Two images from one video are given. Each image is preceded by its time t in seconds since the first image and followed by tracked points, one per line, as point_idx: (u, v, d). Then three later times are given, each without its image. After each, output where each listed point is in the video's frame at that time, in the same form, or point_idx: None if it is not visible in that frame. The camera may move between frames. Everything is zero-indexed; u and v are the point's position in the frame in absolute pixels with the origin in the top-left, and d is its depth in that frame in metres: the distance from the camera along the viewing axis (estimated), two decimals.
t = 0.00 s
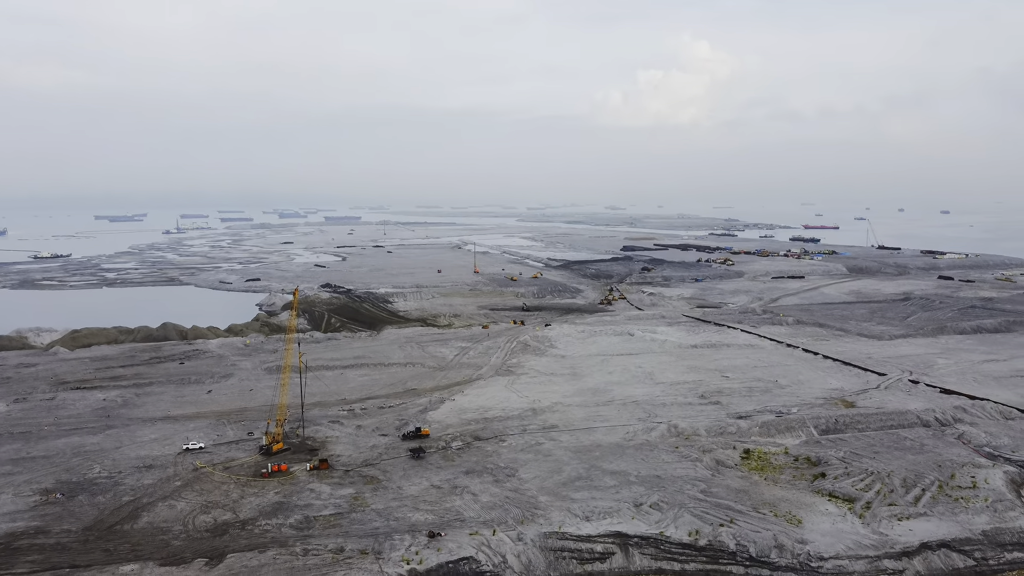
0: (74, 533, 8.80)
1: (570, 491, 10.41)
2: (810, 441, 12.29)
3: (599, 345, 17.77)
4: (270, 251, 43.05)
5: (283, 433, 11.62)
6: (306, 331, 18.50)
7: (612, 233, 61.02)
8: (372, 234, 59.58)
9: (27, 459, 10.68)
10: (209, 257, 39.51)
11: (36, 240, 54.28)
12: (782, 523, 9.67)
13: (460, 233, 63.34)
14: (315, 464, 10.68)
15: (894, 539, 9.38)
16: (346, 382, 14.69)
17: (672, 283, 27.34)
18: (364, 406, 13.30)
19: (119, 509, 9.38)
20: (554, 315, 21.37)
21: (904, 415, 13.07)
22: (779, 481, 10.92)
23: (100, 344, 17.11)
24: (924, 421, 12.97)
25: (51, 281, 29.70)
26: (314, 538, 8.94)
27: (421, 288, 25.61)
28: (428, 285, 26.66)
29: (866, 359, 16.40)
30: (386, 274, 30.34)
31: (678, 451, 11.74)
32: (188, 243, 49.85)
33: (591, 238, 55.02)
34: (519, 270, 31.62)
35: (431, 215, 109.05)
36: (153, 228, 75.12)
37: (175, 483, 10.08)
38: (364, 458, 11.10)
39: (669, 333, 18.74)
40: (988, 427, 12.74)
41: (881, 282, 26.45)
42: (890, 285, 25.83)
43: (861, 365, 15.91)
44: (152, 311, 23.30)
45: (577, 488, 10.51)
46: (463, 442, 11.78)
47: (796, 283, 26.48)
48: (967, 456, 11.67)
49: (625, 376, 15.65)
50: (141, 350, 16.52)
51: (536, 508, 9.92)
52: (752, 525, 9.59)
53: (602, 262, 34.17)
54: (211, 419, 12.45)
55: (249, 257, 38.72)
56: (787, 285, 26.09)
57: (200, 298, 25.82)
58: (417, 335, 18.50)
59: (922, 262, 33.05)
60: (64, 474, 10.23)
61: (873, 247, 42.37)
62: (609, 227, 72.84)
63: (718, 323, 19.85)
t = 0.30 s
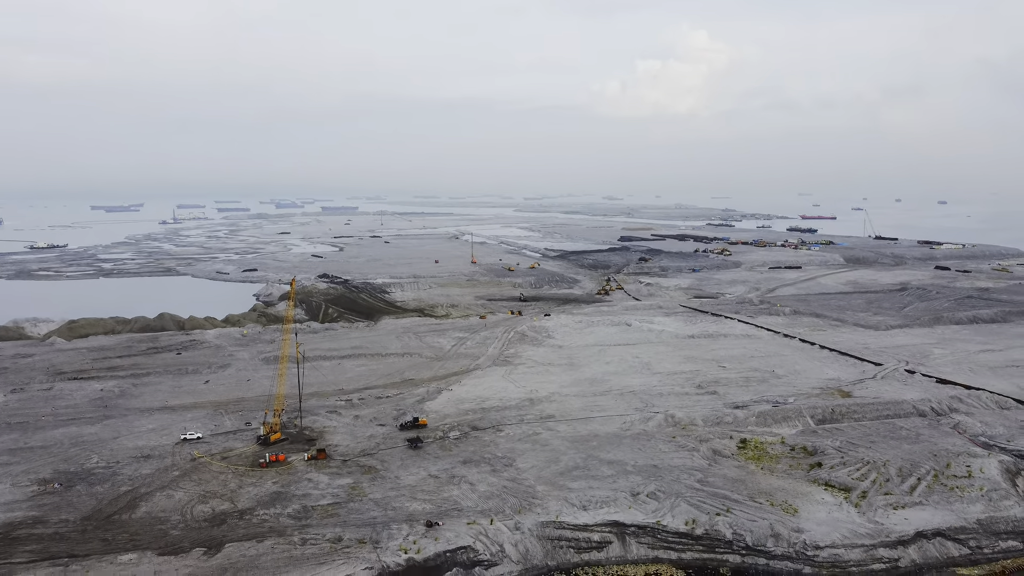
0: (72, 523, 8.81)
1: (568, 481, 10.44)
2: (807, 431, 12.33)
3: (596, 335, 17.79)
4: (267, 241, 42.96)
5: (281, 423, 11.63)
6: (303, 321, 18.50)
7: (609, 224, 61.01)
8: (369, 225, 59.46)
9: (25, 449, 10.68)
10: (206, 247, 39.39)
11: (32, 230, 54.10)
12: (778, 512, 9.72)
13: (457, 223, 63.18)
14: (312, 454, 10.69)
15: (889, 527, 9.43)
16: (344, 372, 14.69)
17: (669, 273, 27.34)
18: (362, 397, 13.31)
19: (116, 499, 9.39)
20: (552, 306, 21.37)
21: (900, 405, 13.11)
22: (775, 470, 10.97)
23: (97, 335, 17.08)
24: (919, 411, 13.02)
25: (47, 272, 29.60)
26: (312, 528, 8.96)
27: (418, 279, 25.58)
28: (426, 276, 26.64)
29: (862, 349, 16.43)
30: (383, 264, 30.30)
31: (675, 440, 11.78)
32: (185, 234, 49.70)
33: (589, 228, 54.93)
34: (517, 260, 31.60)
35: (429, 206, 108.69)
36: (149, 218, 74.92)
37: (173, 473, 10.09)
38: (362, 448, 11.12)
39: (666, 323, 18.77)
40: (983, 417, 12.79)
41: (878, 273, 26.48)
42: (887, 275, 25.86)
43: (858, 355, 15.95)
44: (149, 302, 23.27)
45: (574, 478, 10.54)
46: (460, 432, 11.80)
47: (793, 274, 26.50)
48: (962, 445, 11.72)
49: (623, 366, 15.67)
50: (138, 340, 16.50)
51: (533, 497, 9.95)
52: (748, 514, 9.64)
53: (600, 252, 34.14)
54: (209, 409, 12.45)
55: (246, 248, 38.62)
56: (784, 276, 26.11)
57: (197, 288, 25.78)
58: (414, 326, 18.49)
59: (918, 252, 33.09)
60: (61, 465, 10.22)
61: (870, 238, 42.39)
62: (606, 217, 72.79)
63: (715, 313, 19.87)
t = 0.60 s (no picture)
0: (70, 514, 8.82)
1: (565, 472, 10.47)
2: (803, 422, 12.37)
3: (593, 326, 17.81)
4: (264, 232, 42.85)
5: (279, 415, 11.63)
6: (300, 313, 18.48)
7: (607, 215, 60.95)
8: (366, 216, 59.30)
9: (22, 440, 10.67)
10: (203, 238, 39.30)
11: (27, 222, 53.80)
12: (774, 502, 9.76)
13: (454, 214, 63.01)
14: (310, 445, 10.71)
15: (885, 518, 9.48)
16: (341, 364, 14.69)
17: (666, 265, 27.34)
18: (359, 388, 13.31)
19: (114, 490, 9.39)
20: (549, 297, 21.38)
21: (896, 396, 13.16)
22: (771, 461, 11.01)
23: (94, 326, 17.06)
24: (915, 402, 13.05)
25: (44, 263, 29.49)
26: (310, 518, 8.99)
27: (415, 270, 25.54)
28: (423, 267, 26.62)
29: (859, 340, 16.47)
30: (380, 256, 30.26)
31: (672, 431, 11.81)
32: (182, 225, 49.52)
33: (586, 220, 54.83)
34: (514, 251, 31.56)
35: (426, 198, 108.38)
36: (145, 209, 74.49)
37: (170, 464, 10.09)
38: (360, 439, 11.13)
39: (663, 315, 18.79)
40: (979, 408, 12.84)
41: (875, 264, 26.50)
42: (884, 266, 25.88)
43: (854, 346, 15.98)
44: (146, 294, 23.23)
45: (571, 468, 10.56)
46: (458, 424, 11.82)
47: (790, 265, 26.52)
48: (958, 436, 11.78)
49: (620, 357, 15.70)
50: (135, 332, 16.48)
51: (531, 488, 9.97)
52: (745, 505, 9.68)
53: (597, 243, 34.10)
54: (206, 400, 12.45)
55: (242, 239, 38.50)
56: (781, 267, 26.12)
57: (194, 280, 25.73)
58: (412, 317, 18.48)
59: (915, 243, 33.11)
60: (59, 456, 10.23)
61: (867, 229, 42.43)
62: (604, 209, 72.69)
63: (712, 304, 19.90)
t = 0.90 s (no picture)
0: (67, 510, 8.82)
1: (562, 467, 10.49)
2: (800, 417, 12.40)
3: (590, 321, 17.83)
4: (261, 228, 42.78)
5: (276, 410, 11.63)
6: (298, 308, 18.47)
7: (604, 210, 60.90)
8: (363, 212, 59.16)
9: (19, 436, 10.66)
10: (199, 234, 39.25)
11: (23, 217, 53.56)
12: (771, 497, 9.79)
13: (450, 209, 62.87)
14: (307, 441, 10.71)
15: (881, 512, 9.51)
16: (339, 359, 14.69)
17: (663, 260, 27.35)
18: (356, 383, 13.31)
19: (111, 486, 9.39)
20: (546, 292, 21.38)
21: (893, 391, 13.19)
22: (768, 456, 11.04)
23: (91, 322, 17.03)
24: (912, 397, 13.09)
25: (40, 259, 29.40)
26: (307, 514, 8.99)
27: (412, 266, 25.52)
28: (420, 262, 26.60)
29: (856, 336, 16.51)
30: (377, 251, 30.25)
31: (669, 426, 11.83)
32: (178, 221, 49.40)
33: (583, 215, 54.80)
34: (511, 247, 31.54)
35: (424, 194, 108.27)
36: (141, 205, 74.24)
37: (168, 460, 10.09)
38: (357, 434, 11.14)
39: (660, 310, 18.80)
40: (975, 403, 12.88)
41: (872, 260, 26.54)
42: (880, 262, 25.92)
43: (851, 342, 16.01)
44: (143, 289, 23.19)
45: (569, 464, 10.59)
46: (455, 419, 11.83)
47: (787, 260, 26.56)
48: (954, 431, 11.82)
49: (617, 352, 15.72)
50: (132, 327, 16.45)
51: (528, 483, 9.99)
52: (742, 499, 9.71)
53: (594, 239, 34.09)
54: (203, 396, 12.44)
55: (239, 234, 38.43)
56: (778, 262, 26.15)
57: (191, 276, 25.69)
58: (409, 313, 18.48)
59: (912, 239, 33.18)
60: (56, 452, 10.21)
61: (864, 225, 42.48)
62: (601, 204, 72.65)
63: (709, 300, 19.93)
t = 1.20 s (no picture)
0: (63, 508, 8.81)
1: (559, 464, 10.50)
2: (796, 414, 12.42)
3: (587, 318, 17.85)
4: (257, 225, 42.74)
5: (272, 408, 11.62)
6: (294, 306, 18.46)
7: (600, 208, 60.91)
8: (359, 209, 59.10)
9: (14, 434, 10.64)
10: (195, 231, 39.22)
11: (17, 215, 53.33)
12: (767, 494, 9.82)
13: (446, 207, 62.87)
14: (304, 438, 10.71)
15: (877, 509, 9.55)
16: (335, 357, 14.69)
17: (660, 257, 27.39)
18: (353, 381, 13.31)
19: (107, 484, 9.38)
20: (543, 290, 21.40)
21: (888, 387, 13.23)
22: (764, 453, 11.07)
23: (86, 320, 17.00)
24: (907, 394, 13.13)
25: (34, 257, 29.31)
26: (304, 511, 9.00)
27: (409, 263, 25.52)
28: (416, 260, 26.60)
29: (852, 333, 16.55)
30: (374, 248, 30.24)
31: (665, 423, 11.85)
32: (173, 218, 49.35)
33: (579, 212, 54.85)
34: (508, 244, 31.58)
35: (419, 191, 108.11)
36: (136, 202, 74.03)
37: (164, 457, 10.08)
38: (353, 432, 11.14)
39: (657, 307, 18.82)
40: (970, 400, 12.93)
41: (867, 257, 26.60)
42: (876, 259, 25.98)
43: (847, 339, 16.05)
44: (139, 287, 23.15)
45: (565, 461, 10.60)
46: (452, 416, 11.84)
47: (783, 258, 26.61)
48: (949, 428, 11.86)
49: (613, 349, 15.74)
50: (127, 325, 16.43)
51: (525, 480, 10.01)
52: (738, 496, 9.74)
53: (590, 236, 34.08)
54: (199, 394, 12.43)
55: (235, 232, 38.35)
56: (773, 260, 26.20)
57: (187, 273, 25.64)
58: (405, 310, 18.48)
59: (907, 236, 33.28)
60: (52, 450, 10.20)
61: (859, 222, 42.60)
62: (598, 202, 72.66)
63: (706, 297, 19.95)
